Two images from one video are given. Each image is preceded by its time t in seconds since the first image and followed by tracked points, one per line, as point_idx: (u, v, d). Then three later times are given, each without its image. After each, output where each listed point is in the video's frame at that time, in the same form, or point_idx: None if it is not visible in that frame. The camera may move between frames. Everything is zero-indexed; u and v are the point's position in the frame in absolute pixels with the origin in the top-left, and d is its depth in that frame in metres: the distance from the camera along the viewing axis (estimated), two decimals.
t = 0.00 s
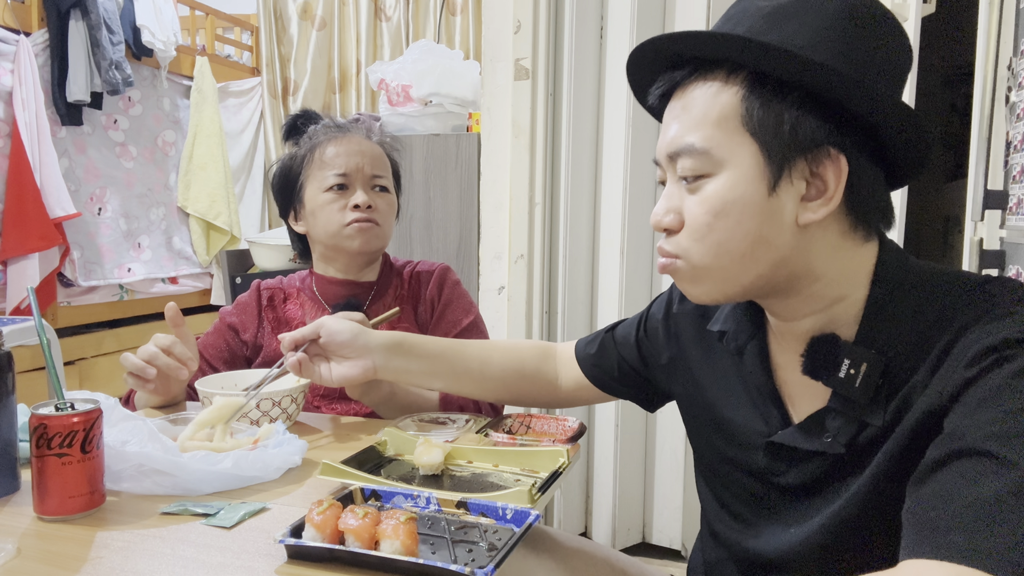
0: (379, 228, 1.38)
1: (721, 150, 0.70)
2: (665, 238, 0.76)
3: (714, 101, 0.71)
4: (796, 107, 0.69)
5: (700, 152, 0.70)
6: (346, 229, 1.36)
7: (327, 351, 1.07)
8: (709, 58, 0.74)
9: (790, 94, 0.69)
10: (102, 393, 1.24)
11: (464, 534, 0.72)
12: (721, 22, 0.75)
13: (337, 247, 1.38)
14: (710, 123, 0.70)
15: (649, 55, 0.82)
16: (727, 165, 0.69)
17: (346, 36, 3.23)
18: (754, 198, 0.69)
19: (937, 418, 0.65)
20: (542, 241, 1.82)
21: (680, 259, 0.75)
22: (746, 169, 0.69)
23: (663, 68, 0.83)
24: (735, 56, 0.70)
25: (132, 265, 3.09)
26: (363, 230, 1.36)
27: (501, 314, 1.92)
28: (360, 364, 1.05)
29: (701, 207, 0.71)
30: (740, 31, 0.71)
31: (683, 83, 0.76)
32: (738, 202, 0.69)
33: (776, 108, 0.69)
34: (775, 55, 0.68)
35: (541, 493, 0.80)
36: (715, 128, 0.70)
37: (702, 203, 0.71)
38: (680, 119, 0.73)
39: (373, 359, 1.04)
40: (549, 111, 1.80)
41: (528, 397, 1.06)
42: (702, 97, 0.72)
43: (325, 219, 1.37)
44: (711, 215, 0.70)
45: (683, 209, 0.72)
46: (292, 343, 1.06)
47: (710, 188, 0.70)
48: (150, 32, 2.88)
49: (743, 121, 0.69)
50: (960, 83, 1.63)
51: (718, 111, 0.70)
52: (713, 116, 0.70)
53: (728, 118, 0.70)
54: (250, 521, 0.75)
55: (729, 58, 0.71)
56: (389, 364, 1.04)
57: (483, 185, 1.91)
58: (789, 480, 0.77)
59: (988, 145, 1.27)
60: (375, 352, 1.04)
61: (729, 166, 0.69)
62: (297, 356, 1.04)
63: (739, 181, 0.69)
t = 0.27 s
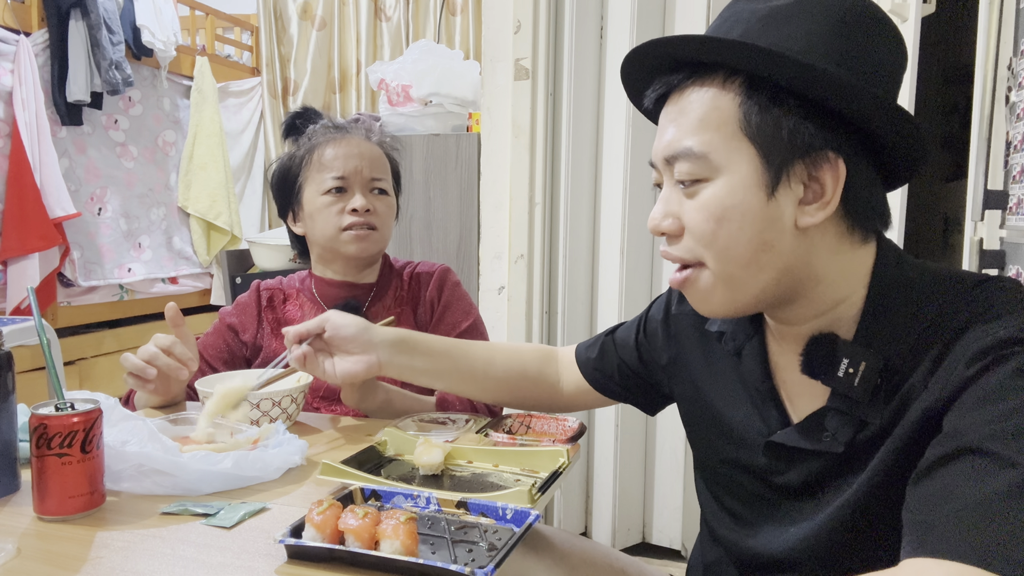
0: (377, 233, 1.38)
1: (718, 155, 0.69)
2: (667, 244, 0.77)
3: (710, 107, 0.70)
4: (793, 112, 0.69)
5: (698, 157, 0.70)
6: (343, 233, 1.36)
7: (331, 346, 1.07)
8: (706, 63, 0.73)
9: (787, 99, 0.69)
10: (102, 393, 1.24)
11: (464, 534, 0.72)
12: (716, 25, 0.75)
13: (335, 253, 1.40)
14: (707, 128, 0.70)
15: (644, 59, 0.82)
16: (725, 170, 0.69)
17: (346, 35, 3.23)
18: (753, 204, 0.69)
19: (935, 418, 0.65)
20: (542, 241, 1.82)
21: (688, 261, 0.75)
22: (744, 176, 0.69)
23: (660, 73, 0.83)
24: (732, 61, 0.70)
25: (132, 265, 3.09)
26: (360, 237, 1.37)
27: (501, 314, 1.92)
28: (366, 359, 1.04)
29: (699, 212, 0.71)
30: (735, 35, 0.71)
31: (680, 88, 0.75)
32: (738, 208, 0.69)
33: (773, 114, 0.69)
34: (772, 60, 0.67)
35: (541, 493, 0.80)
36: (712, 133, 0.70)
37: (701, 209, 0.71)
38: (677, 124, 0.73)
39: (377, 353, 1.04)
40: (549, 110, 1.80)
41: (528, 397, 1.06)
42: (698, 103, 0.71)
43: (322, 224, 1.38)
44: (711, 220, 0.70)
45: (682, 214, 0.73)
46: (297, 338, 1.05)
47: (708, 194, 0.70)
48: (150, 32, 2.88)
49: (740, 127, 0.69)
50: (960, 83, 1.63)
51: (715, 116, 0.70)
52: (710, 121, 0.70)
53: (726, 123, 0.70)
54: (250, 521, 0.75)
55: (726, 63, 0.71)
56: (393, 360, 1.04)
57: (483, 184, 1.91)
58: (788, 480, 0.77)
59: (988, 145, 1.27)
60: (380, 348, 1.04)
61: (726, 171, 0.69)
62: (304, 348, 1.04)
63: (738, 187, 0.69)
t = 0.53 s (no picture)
0: (374, 234, 1.39)
1: (717, 154, 0.69)
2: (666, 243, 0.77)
3: (708, 107, 0.70)
4: (791, 111, 0.69)
5: (697, 156, 0.70)
6: (341, 236, 1.37)
7: (316, 369, 1.07)
8: (705, 62, 0.73)
9: (786, 98, 0.69)
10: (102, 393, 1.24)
11: (464, 534, 0.72)
12: (715, 25, 0.75)
13: (332, 256, 1.40)
14: (706, 127, 0.70)
15: (643, 58, 0.82)
16: (724, 169, 0.69)
17: (346, 35, 3.23)
18: (751, 202, 0.69)
19: (935, 417, 0.65)
20: (542, 241, 1.82)
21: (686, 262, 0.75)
22: (742, 175, 0.69)
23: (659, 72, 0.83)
24: (730, 60, 0.70)
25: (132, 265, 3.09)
26: (359, 241, 1.37)
27: (501, 314, 1.92)
28: (354, 382, 1.05)
29: (698, 210, 0.71)
30: (734, 34, 0.71)
31: (678, 88, 0.75)
32: (736, 205, 0.69)
33: (771, 112, 0.69)
34: (770, 60, 0.67)
35: (542, 492, 0.80)
36: (710, 133, 0.70)
37: (700, 206, 0.71)
38: (675, 123, 0.73)
39: (364, 375, 1.05)
40: (549, 110, 1.80)
41: (528, 397, 1.06)
42: (696, 102, 0.71)
43: (320, 227, 1.38)
44: (709, 218, 0.70)
45: (680, 212, 0.73)
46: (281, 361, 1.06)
47: (707, 192, 0.70)
48: (150, 32, 2.88)
49: (739, 127, 0.69)
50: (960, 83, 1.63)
51: (714, 115, 0.70)
52: (708, 121, 0.70)
53: (725, 122, 0.70)
54: (250, 521, 0.75)
55: (724, 62, 0.71)
56: (380, 381, 1.05)
57: (483, 184, 1.91)
58: (788, 480, 0.77)
59: (988, 145, 1.27)
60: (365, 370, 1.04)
61: (725, 170, 0.69)
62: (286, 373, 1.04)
63: (736, 185, 0.69)
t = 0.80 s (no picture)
0: (373, 234, 1.38)
1: (715, 156, 0.70)
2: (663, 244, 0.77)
3: (705, 108, 0.70)
4: (788, 113, 0.69)
5: (694, 157, 0.70)
6: (339, 237, 1.37)
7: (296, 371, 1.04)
8: (702, 63, 0.73)
9: (783, 100, 0.69)
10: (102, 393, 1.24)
11: (464, 534, 0.72)
12: (713, 25, 0.75)
13: (331, 257, 1.40)
14: (704, 128, 0.70)
15: (641, 59, 0.81)
16: (721, 171, 0.70)
17: (346, 35, 3.23)
18: (749, 204, 0.69)
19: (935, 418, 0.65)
20: (542, 242, 1.82)
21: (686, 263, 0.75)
22: (740, 177, 0.69)
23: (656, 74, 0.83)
24: (728, 62, 0.70)
25: (132, 265, 3.09)
26: (358, 241, 1.37)
27: (501, 314, 1.92)
28: (332, 386, 1.02)
29: (696, 213, 0.71)
30: (732, 35, 0.71)
31: (675, 89, 0.75)
32: (735, 208, 0.69)
33: (769, 115, 0.69)
34: (768, 61, 0.67)
35: (542, 493, 0.80)
36: (707, 135, 0.70)
37: (697, 210, 0.71)
38: (672, 125, 0.73)
39: (346, 377, 1.02)
40: (549, 110, 1.80)
41: (528, 397, 1.06)
42: (693, 104, 0.71)
43: (318, 227, 1.39)
44: (707, 222, 0.70)
45: (677, 214, 0.73)
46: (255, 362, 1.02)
47: (704, 194, 0.70)
48: (150, 32, 2.88)
49: (736, 129, 0.69)
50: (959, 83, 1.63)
51: (711, 117, 0.70)
52: (705, 122, 0.70)
53: (722, 124, 0.70)
54: (250, 521, 0.75)
55: (721, 64, 0.71)
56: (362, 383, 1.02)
57: (483, 184, 1.91)
58: (786, 480, 0.77)
59: (988, 145, 1.27)
60: (347, 374, 1.02)
61: (722, 172, 0.69)
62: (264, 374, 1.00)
63: (732, 188, 0.69)
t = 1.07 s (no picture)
0: (356, 242, 1.37)
1: (712, 161, 0.69)
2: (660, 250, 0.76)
3: (701, 114, 0.70)
4: (785, 116, 0.69)
5: (691, 163, 0.70)
6: (324, 248, 1.35)
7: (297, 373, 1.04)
8: (695, 68, 0.73)
9: (779, 103, 0.69)
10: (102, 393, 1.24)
11: (464, 534, 0.72)
12: (706, 28, 0.75)
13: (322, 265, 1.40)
14: (699, 134, 0.70)
15: (635, 63, 0.81)
16: (719, 176, 0.69)
17: (346, 36, 3.23)
18: (745, 208, 0.69)
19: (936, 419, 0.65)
20: (542, 242, 1.82)
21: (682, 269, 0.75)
22: (738, 182, 0.69)
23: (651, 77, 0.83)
24: (722, 65, 0.70)
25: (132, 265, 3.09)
26: (341, 249, 1.36)
27: (501, 314, 1.92)
28: (337, 389, 1.02)
29: (695, 219, 0.71)
30: (725, 38, 0.71)
31: (670, 95, 0.75)
32: (731, 213, 0.69)
33: (766, 118, 0.69)
34: (763, 64, 0.67)
35: (542, 493, 0.80)
36: (703, 141, 0.70)
37: (696, 214, 0.71)
38: (668, 132, 0.72)
39: (347, 382, 1.02)
40: (549, 110, 1.80)
41: (531, 397, 1.06)
42: (689, 110, 0.71)
43: (304, 239, 1.37)
44: (704, 226, 0.70)
45: (677, 219, 0.72)
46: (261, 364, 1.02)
47: (702, 201, 0.70)
48: (150, 32, 2.88)
49: (733, 133, 0.69)
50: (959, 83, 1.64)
51: (707, 122, 0.70)
52: (701, 128, 0.70)
53: (719, 129, 0.70)
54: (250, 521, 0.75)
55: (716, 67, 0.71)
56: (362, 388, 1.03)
57: (482, 184, 1.91)
58: (786, 480, 0.77)
59: (988, 145, 1.27)
60: (349, 376, 1.02)
61: (720, 178, 0.69)
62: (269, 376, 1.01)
63: (730, 193, 0.69)
